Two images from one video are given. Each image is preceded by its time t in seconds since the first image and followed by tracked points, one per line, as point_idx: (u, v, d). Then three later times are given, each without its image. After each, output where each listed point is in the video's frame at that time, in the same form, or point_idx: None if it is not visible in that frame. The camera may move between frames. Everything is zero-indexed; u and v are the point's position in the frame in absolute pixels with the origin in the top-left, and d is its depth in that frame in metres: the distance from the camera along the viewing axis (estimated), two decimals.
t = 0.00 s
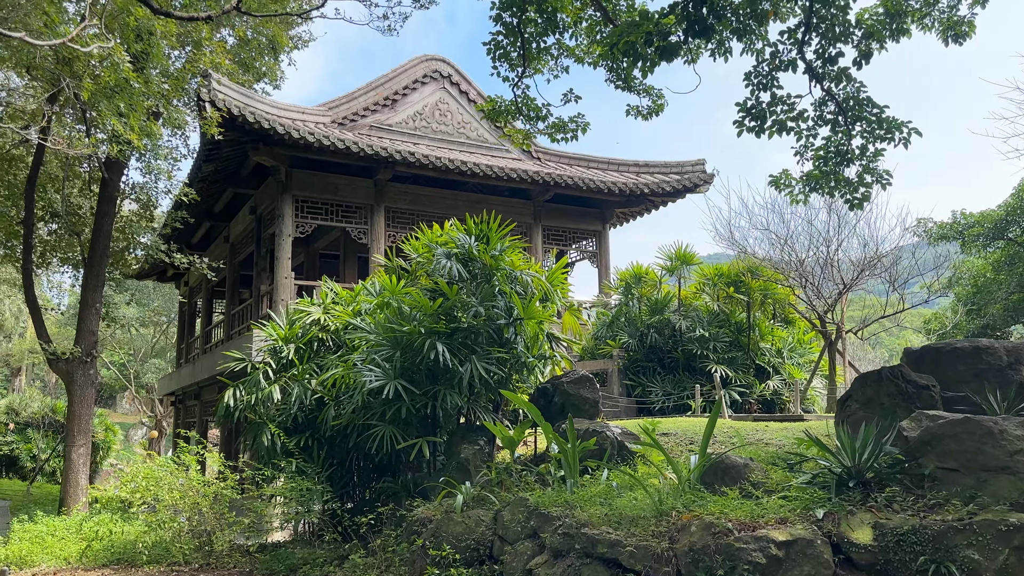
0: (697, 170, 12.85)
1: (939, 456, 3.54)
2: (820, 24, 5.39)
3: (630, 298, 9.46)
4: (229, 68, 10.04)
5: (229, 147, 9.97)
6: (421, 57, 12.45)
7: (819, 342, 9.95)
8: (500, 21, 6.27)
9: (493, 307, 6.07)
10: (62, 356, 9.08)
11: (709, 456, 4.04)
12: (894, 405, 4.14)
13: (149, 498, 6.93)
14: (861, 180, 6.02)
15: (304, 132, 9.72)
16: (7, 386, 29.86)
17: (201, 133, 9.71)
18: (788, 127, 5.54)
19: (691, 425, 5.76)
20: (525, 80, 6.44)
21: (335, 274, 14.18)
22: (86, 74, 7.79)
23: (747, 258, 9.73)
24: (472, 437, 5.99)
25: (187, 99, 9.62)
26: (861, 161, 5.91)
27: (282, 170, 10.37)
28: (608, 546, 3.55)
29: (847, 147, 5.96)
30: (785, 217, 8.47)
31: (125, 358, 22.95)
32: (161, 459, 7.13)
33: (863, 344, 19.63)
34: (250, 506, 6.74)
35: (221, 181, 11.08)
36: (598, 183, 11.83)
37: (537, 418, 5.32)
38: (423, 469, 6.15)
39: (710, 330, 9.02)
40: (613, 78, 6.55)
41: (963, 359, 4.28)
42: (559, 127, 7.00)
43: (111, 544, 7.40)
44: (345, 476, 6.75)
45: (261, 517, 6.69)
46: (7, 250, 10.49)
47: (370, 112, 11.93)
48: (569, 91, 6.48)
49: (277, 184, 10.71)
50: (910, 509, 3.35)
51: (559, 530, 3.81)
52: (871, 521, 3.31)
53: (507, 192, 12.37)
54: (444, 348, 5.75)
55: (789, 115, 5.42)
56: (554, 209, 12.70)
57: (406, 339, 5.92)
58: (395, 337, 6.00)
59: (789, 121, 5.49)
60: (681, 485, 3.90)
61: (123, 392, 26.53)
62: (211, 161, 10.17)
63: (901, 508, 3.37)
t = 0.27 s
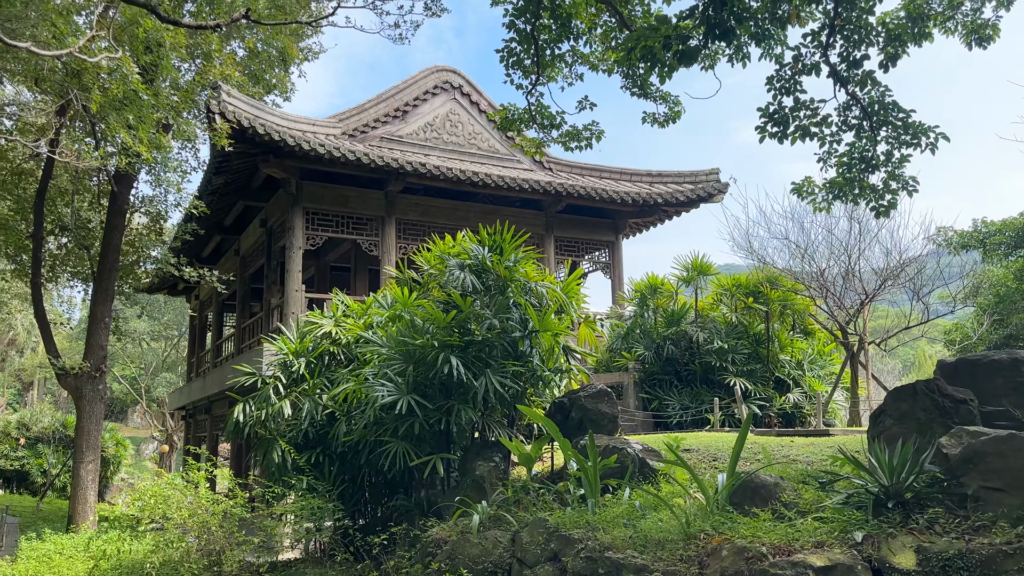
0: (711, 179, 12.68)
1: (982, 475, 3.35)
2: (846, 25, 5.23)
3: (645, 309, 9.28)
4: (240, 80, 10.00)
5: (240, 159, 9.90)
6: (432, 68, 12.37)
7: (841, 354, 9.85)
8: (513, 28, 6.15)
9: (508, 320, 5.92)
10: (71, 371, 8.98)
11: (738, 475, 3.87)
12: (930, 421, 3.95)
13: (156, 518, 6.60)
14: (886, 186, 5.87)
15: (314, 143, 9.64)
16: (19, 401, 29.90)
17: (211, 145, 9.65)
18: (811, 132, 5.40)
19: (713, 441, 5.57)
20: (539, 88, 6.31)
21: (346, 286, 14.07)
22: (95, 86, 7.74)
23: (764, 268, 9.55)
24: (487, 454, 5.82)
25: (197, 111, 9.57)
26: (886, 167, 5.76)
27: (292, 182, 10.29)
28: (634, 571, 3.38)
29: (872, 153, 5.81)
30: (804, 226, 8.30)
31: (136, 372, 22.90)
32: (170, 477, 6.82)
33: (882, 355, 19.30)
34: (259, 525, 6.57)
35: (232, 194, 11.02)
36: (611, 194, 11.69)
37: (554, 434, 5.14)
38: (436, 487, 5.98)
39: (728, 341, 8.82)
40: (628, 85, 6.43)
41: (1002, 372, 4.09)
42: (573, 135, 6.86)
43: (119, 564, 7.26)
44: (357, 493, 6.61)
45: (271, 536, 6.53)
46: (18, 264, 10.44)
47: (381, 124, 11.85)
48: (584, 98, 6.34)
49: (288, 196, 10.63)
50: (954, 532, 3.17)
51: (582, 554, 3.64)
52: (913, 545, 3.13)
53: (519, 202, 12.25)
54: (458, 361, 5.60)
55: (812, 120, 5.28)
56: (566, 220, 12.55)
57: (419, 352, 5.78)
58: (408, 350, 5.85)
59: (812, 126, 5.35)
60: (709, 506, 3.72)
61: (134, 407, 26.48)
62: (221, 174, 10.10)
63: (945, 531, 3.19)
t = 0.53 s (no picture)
0: (728, 187, 12.51)
1: None
2: (873, 25, 5.08)
3: (662, 317, 9.12)
4: (252, 90, 9.96)
5: (252, 169, 9.84)
6: (444, 77, 12.31)
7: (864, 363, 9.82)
8: (529, 32, 6.05)
9: (526, 327, 5.78)
10: (83, 383, 8.90)
11: (772, 488, 3.71)
12: (972, 430, 3.78)
13: (167, 533, 6.46)
14: (914, 189, 5.71)
15: (327, 153, 9.58)
16: (33, 415, 29.97)
17: (223, 155, 9.59)
18: (837, 133, 5.27)
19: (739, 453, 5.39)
20: (557, 93, 6.19)
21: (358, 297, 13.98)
22: (107, 95, 7.69)
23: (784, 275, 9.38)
24: (506, 465, 5.66)
25: (210, 121, 9.53)
26: (914, 169, 5.61)
27: (305, 192, 10.22)
28: None
29: (899, 155, 5.66)
30: (826, 231, 8.13)
31: (148, 385, 22.88)
32: (181, 491, 6.70)
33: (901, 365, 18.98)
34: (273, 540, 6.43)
35: (244, 205, 10.96)
36: (626, 202, 11.56)
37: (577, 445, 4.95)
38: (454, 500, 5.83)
39: (749, 350, 8.64)
40: (646, 88, 6.32)
41: None
42: (589, 140, 6.73)
43: None
44: (372, 507, 6.49)
45: (285, 551, 6.40)
46: (30, 277, 10.40)
47: (393, 133, 11.78)
48: (602, 102, 6.21)
49: (300, 207, 10.56)
50: (1008, 549, 3.00)
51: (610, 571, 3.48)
52: (964, 561, 2.96)
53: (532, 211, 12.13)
54: (475, 371, 5.47)
55: (838, 121, 5.15)
56: (580, 229, 12.40)
57: (435, 362, 5.64)
58: (424, 359, 5.72)
59: (839, 127, 5.22)
60: (743, 520, 3.55)
61: (147, 420, 26.45)
62: (234, 184, 10.05)
63: (998, 548, 3.02)
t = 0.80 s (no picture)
0: (746, 196, 12.33)
1: None
2: (905, 25, 4.93)
3: (682, 328, 8.95)
4: (266, 101, 9.93)
5: (266, 181, 9.77)
6: (458, 87, 12.23)
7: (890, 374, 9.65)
8: (548, 37, 5.95)
9: (547, 339, 5.63)
10: (96, 397, 8.81)
11: (813, 505, 3.52)
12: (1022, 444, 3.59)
13: (179, 550, 6.28)
14: (947, 194, 5.53)
15: (342, 164, 9.50)
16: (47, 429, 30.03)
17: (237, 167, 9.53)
18: (868, 137, 5.11)
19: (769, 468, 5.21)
20: (577, 99, 6.07)
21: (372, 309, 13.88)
22: (122, 106, 7.66)
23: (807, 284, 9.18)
24: (527, 481, 5.50)
25: (224, 133, 9.48)
26: (947, 173, 5.43)
27: (319, 204, 10.14)
28: None
29: (931, 159, 5.49)
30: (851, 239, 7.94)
31: (161, 399, 22.85)
32: (194, 507, 6.53)
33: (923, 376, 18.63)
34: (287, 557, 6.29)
35: (258, 217, 10.90)
36: (642, 212, 11.41)
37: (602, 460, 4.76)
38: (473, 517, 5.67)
39: (773, 361, 8.45)
40: (668, 94, 6.20)
41: None
42: (609, 147, 6.61)
43: None
44: (388, 523, 6.39)
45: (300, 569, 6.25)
46: (44, 290, 10.37)
47: (408, 144, 11.70)
48: (622, 108, 6.07)
49: (314, 218, 10.48)
50: None
51: None
52: None
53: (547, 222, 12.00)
54: (495, 383, 5.31)
55: (869, 124, 5.00)
56: (596, 239, 12.25)
57: (455, 374, 5.50)
58: (442, 371, 5.57)
59: (870, 130, 5.06)
60: (783, 539, 3.37)
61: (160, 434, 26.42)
62: (248, 196, 9.99)
63: None
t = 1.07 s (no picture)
0: (762, 204, 12.18)
1: None
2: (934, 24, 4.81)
3: (700, 337, 8.80)
4: (278, 111, 9.90)
5: (279, 191, 9.71)
6: (471, 97, 12.15)
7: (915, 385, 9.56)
8: (565, 40, 5.86)
9: (565, 347, 5.49)
10: (107, 409, 8.73)
11: (850, 518, 3.33)
12: None
13: (191, 565, 6.11)
14: (978, 197, 5.38)
15: (355, 173, 9.44)
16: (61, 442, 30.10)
17: (250, 177, 9.47)
18: (896, 138, 4.99)
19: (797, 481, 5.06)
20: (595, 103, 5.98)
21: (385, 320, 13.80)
22: (134, 115, 7.64)
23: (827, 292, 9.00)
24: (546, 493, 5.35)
25: (236, 143, 9.44)
26: (977, 175, 5.29)
27: (332, 214, 10.07)
28: None
29: (961, 161, 5.35)
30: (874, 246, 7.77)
31: (174, 412, 22.83)
32: (206, 521, 6.41)
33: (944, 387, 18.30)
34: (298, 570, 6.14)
35: (271, 227, 10.85)
36: (658, 220, 11.28)
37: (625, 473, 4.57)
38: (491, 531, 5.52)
39: (794, 371, 8.27)
40: (687, 97, 6.12)
41: None
42: (627, 153, 6.50)
43: None
44: (402, 537, 6.27)
45: None
46: (57, 301, 10.34)
47: (420, 153, 11.62)
48: (641, 111, 6.02)
49: (327, 228, 10.40)
50: None
51: None
52: None
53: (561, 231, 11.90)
54: (513, 393, 5.17)
55: (898, 125, 4.87)
56: (611, 248, 12.11)
57: (471, 382, 5.37)
58: (459, 381, 5.44)
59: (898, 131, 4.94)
60: (820, 555, 3.20)
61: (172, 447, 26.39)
62: (261, 206, 9.93)
63: None
